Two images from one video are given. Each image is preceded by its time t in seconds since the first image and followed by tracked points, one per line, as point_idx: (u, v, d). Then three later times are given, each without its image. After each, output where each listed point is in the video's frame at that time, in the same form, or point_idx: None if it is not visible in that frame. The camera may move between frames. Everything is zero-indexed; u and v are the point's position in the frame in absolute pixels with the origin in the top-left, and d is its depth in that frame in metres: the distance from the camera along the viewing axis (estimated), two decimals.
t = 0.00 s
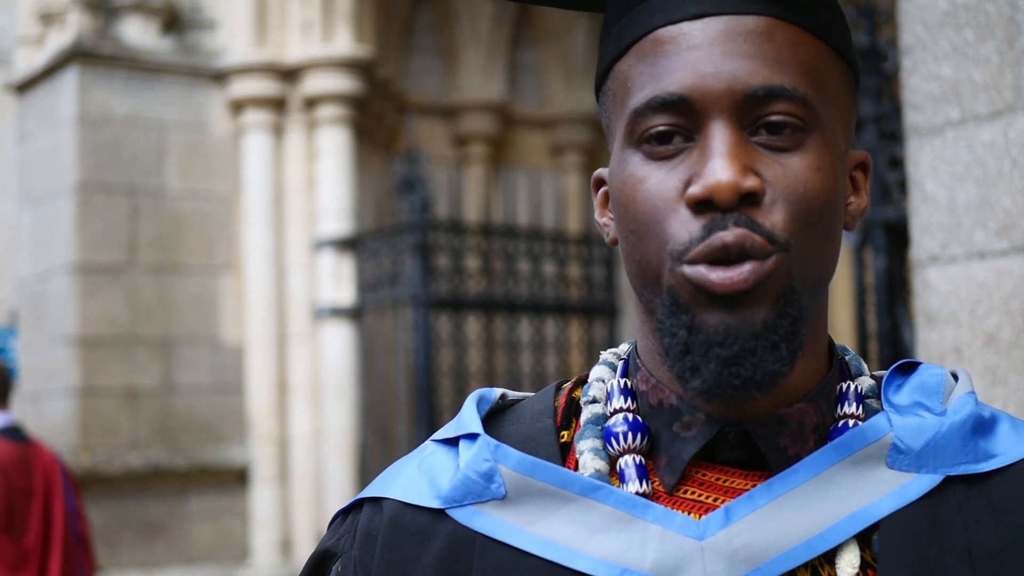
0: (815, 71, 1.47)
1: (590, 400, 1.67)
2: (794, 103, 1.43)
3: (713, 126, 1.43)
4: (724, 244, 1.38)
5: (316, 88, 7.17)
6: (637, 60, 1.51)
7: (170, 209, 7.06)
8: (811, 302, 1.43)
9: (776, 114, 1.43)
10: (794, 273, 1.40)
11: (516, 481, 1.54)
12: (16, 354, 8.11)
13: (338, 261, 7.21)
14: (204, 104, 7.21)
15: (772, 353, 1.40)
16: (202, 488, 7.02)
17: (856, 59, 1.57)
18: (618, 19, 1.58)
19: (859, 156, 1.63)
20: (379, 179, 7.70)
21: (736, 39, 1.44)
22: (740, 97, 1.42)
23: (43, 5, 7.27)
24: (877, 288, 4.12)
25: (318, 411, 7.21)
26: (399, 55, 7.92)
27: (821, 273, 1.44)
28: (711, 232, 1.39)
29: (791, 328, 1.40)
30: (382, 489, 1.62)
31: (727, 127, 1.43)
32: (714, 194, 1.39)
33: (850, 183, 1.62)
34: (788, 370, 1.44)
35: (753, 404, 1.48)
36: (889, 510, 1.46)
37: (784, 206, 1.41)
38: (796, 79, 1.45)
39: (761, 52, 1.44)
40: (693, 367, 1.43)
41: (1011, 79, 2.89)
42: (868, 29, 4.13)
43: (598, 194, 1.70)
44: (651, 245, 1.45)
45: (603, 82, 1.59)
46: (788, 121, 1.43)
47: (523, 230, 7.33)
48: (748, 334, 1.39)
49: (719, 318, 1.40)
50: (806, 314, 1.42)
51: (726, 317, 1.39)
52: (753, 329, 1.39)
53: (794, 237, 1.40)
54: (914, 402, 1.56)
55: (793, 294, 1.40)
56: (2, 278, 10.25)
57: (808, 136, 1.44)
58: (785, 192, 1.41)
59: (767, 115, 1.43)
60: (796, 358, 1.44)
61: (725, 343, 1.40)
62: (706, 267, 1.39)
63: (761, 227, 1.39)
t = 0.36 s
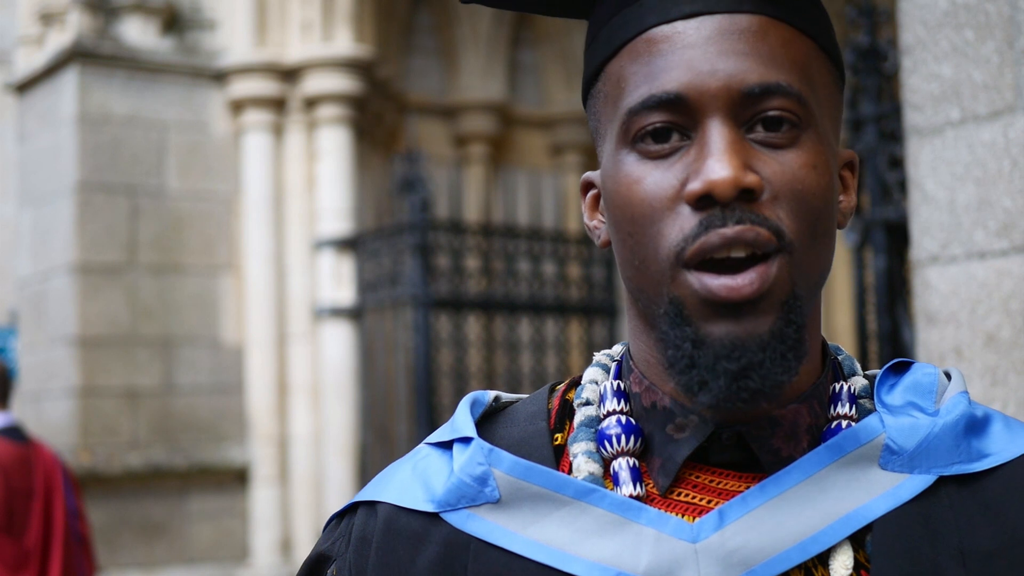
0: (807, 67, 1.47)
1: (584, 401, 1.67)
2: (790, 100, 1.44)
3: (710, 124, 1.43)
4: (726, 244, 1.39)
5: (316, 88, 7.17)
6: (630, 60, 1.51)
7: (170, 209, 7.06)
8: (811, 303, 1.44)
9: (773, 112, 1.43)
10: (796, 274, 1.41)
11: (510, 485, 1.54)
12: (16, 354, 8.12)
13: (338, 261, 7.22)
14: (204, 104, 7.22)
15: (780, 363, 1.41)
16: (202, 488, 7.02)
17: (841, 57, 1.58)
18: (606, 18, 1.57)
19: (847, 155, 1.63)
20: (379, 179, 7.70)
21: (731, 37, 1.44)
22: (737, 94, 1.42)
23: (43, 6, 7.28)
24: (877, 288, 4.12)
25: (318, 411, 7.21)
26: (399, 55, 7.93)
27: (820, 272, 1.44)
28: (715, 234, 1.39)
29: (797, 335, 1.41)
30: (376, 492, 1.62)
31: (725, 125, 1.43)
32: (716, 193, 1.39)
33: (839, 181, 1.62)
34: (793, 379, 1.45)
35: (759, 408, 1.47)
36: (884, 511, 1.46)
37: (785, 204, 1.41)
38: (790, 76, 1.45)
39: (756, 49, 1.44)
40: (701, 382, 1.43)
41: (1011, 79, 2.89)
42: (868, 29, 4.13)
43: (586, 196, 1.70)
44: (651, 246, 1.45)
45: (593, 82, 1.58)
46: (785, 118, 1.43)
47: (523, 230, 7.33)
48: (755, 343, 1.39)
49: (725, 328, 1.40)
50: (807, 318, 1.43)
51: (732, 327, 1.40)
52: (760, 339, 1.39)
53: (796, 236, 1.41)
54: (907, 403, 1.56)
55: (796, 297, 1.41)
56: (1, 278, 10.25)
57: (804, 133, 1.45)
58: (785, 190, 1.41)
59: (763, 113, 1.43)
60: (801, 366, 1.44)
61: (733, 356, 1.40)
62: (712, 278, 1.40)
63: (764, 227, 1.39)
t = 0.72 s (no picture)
0: (780, 68, 1.48)
1: (569, 404, 1.67)
2: (762, 103, 1.44)
3: (682, 129, 1.44)
4: (700, 249, 1.40)
5: (316, 88, 7.17)
6: (602, 66, 1.52)
7: (170, 209, 7.07)
8: (789, 302, 1.44)
9: (746, 115, 1.44)
10: (772, 276, 1.41)
11: (495, 488, 1.54)
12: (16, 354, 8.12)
13: (338, 261, 7.22)
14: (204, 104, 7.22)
15: (754, 363, 1.42)
16: (202, 487, 7.03)
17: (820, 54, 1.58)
18: (580, 24, 1.58)
19: (828, 152, 1.63)
20: (379, 179, 7.70)
21: (702, 42, 1.45)
22: (708, 99, 1.43)
23: (43, 6, 7.28)
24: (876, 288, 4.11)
25: (318, 411, 7.21)
26: (399, 55, 7.93)
27: (798, 273, 1.45)
28: (688, 239, 1.40)
29: (773, 335, 1.42)
30: (364, 496, 1.63)
31: (697, 130, 1.43)
32: (688, 199, 1.40)
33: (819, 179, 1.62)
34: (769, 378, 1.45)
35: (733, 411, 1.48)
36: (869, 511, 1.46)
37: (759, 207, 1.42)
38: (763, 78, 1.45)
39: (727, 53, 1.45)
40: (675, 383, 1.45)
41: (1011, 79, 2.89)
42: (868, 29, 4.12)
43: (567, 200, 1.71)
44: (626, 253, 1.46)
45: (568, 89, 1.59)
46: (758, 120, 1.44)
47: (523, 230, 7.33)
48: (729, 345, 1.40)
49: (698, 331, 1.41)
50: (784, 318, 1.44)
51: (704, 328, 1.41)
52: (733, 339, 1.40)
53: (771, 238, 1.42)
54: (893, 403, 1.56)
55: (772, 298, 1.41)
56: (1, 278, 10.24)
57: (779, 135, 1.45)
58: (759, 193, 1.42)
59: (736, 116, 1.44)
60: (776, 365, 1.45)
61: (705, 356, 1.41)
62: (684, 280, 1.41)
63: (737, 230, 1.40)
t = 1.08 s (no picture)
0: (752, 66, 1.49)
1: (541, 407, 1.68)
2: (734, 99, 1.46)
3: (654, 125, 1.45)
4: (671, 243, 1.41)
5: (316, 88, 7.17)
6: (575, 63, 1.53)
7: (169, 209, 7.07)
8: (759, 298, 1.45)
9: (718, 111, 1.45)
10: (743, 270, 1.43)
11: (466, 493, 1.54)
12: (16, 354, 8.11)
13: (339, 261, 7.21)
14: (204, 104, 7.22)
15: (723, 355, 1.42)
16: (202, 487, 7.03)
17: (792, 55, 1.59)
18: (554, 22, 1.60)
19: (799, 154, 1.64)
20: (379, 179, 7.70)
21: (674, 37, 1.46)
22: (680, 94, 1.45)
23: (43, 6, 7.29)
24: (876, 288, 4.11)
25: (319, 410, 7.21)
26: (400, 56, 7.92)
27: (769, 270, 1.46)
28: (659, 231, 1.42)
29: (742, 328, 1.42)
30: (335, 501, 1.62)
31: (669, 125, 1.45)
32: (659, 193, 1.42)
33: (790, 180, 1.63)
34: (738, 371, 1.45)
35: (705, 406, 1.48)
36: (839, 511, 1.46)
37: (731, 201, 1.43)
38: (734, 75, 1.47)
39: (699, 49, 1.46)
40: (644, 375, 1.45)
41: (1011, 78, 2.88)
42: (868, 29, 4.11)
43: (540, 200, 1.72)
44: (598, 248, 1.47)
45: (541, 88, 1.61)
46: (729, 116, 1.46)
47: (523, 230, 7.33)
48: (698, 335, 1.41)
49: (668, 321, 1.42)
50: (754, 313, 1.44)
51: (674, 319, 1.42)
52: (703, 331, 1.41)
53: (743, 233, 1.43)
54: (864, 401, 1.56)
55: (743, 292, 1.43)
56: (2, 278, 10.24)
57: (750, 132, 1.47)
58: (730, 187, 1.43)
59: (708, 112, 1.45)
60: (745, 359, 1.45)
61: (674, 348, 1.42)
62: (654, 271, 1.42)
63: (709, 224, 1.41)
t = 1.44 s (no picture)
0: (754, 72, 1.49)
1: (540, 405, 1.68)
2: (733, 104, 1.46)
3: (650, 125, 1.45)
4: (659, 244, 1.41)
5: (316, 88, 7.16)
6: (579, 61, 1.54)
7: (169, 209, 7.07)
8: (749, 308, 1.45)
9: (716, 115, 1.45)
10: (732, 278, 1.43)
11: (464, 490, 1.54)
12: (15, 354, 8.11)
13: (338, 261, 7.21)
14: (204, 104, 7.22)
15: (708, 367, 1.42)
16: (202, 487, 7.03)
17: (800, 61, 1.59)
18: (564, 19, 1.60)
19: (804, 161, 1.63)
20: (379, 179, 7.70)
21: (676, 40, 1.47)
22: (678, 96, 1.45)
23: (43, 6, 7.29)
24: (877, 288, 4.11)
25: (319, 410, 7.20)
26: (399, 55, 7.92)
27: (761, 278, 1.46)
28: (649, 233, 1.42)
29: (729, 338, 1.42)
30: (334, 500, 1.62)
31: (665, 126, 1.45)
32: (650, 194, 1.42)
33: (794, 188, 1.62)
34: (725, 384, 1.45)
35: (697, 412, 1.49)
36: (837, 509, 1.46)
37: (723, 206, 1.43)
38: (735, 80, 1.47)
39: (701, 53, 1.46)
40: (629, 382, 1.46)
41: (1011, 78, 2.88)
42: (868, 29, 4.10)
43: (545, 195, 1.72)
44: (591, 246, 1.48)
45: (548, 84, 1.61)
46: (728, 121, 1.45)
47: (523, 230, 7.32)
48: (683, 345, 1.41)
49: (656, 328, 1.43)
50: (743, 322, 1.44)
51: (662, 327, 1.42)
52: (689, 341, 1.41)
53: (734, 240, 1.43)
54: (863, 400, 1.56)
55: (731, 301, 1.43)
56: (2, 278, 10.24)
57: (748, 138, 1.47)
58: (723, 192, 1.44)
59: (706, 115, 1.45)
60: (732, 371, 1.45)
61: (660, 357, 1.42)
62: (643, 276, 1.42)
63: (699, 228, 1.41)
